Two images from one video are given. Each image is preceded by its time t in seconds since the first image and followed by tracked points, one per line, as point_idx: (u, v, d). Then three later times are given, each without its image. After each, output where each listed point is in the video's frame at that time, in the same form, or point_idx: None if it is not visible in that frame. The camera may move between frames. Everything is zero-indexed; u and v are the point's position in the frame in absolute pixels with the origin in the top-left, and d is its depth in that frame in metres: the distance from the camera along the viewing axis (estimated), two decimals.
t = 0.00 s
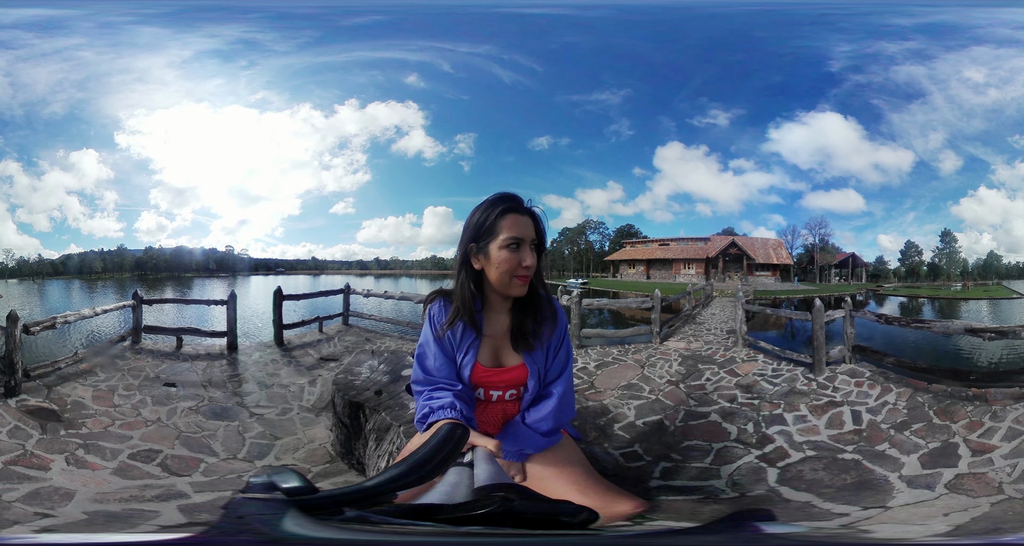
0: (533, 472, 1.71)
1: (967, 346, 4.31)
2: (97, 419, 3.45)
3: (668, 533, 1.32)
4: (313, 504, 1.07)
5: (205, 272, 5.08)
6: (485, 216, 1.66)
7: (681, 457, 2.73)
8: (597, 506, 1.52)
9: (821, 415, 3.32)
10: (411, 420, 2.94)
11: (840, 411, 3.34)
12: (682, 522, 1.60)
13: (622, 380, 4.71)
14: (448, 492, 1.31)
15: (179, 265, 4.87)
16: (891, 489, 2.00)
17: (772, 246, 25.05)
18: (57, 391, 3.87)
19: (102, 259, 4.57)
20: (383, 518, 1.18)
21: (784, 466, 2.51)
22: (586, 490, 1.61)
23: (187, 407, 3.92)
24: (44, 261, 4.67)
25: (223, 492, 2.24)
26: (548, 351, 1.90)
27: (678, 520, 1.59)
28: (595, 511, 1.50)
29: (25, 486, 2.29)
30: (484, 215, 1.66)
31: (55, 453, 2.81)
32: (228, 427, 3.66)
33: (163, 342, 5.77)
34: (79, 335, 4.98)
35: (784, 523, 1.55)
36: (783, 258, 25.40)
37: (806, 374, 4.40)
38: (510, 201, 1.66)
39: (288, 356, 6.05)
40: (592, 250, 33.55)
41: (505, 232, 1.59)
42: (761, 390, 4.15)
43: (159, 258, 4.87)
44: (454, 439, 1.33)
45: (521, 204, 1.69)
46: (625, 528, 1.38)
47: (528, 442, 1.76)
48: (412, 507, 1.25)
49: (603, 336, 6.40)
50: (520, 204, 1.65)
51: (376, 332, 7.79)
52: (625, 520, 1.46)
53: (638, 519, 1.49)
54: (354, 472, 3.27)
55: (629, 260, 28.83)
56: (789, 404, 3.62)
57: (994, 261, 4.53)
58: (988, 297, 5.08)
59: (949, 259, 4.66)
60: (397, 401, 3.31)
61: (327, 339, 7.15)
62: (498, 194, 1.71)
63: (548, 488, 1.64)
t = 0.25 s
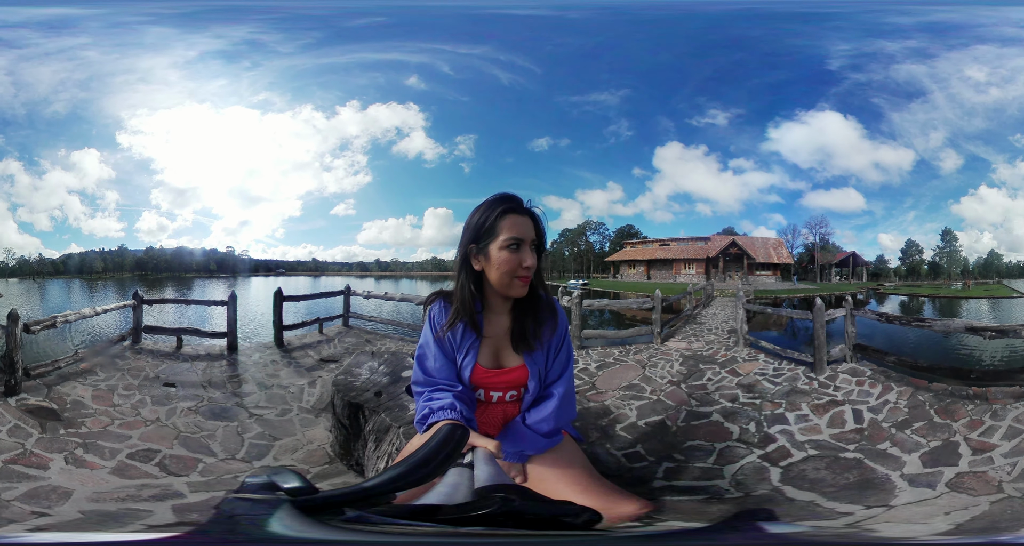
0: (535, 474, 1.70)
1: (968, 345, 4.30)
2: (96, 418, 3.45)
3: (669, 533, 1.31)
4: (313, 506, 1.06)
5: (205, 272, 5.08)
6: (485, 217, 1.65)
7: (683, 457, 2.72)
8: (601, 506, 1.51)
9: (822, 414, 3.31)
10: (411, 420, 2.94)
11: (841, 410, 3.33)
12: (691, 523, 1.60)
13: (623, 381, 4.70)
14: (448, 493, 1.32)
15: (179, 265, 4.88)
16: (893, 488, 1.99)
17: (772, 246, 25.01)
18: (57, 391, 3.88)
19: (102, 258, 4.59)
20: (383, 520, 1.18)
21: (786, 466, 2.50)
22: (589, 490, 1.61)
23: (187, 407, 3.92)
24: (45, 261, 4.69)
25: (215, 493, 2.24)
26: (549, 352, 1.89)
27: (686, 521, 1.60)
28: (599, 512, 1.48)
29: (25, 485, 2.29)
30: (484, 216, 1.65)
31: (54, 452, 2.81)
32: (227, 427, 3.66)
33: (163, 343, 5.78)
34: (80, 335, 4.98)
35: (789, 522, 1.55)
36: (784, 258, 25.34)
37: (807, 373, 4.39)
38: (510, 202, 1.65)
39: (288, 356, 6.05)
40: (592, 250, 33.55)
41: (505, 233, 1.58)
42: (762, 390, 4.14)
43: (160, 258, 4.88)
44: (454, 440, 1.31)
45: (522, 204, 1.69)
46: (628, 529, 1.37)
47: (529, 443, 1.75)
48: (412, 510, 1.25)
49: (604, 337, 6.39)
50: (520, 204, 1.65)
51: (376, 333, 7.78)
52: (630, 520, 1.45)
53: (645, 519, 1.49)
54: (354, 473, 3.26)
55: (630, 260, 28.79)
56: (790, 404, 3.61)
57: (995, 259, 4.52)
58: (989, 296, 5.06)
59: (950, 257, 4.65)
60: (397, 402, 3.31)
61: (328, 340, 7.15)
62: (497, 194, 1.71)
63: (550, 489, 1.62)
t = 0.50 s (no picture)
0: (535, 474, 1.69)
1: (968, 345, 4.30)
2: (95, 418, 3.45)
3: (669, 533, 1.31)
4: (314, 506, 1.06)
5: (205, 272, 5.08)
6: (485, 216, 1.65)
7: (684, 457, 2.72)
8: (602, 506, 1.51)
9: (822, 413, 3.31)
10: (411, 420, 2.94)
11: (841, 410, 3.33)
12: (693, 522, 1.61)
13: (623, 381, 4.70)
14: (449, 492, 1.32)
15: (179, 265, 4.88)
16: (893, 487, 1.99)
17: (772, 246, 25.02)
18: (56, 390, 3.87)
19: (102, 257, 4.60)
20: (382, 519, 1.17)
21: (787, 465, 2.50)
22: (591, 491, 1.61)
23: (186, 407, 3.92)
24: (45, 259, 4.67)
25: (219, 492, 2.23)
26: (549, 352, 1.89)
27: (688, 521, 1.61)
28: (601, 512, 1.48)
29: (24, 485, 2.29)
30: (485, 215, 1.65)
31: (54, 452, 2.80)
32: (227, 427, 3.66)
33: (163, 342, 5.77)
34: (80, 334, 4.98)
35: (788, 522, 1.55)
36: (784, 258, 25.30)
37: (808, 373, 4.39)
38: (510, 201, 1.65)
39: (288, 356, 6.04)
40: (592, 251, 33.60)
41: (505, 233, 1.58)
42: (763, 389, 4.14)
43: (160, 258, 4.87)
44: (454, 439, 1.31)
45: (522, 204, 1.69)
46: (628, 529, 1.36)
47: (529, 443, 1.75)
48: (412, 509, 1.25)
49: (604, 337, 6.39)
50: (520, 203, 1.64)
51: (376, 333, 7.77)
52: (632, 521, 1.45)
53: (646, 519, 1.50)
54: (353, 473, 3.26)
55: (630, 260, 28.78)
56: (790, 403, 3.61)
57: (996, 260, 4.52)
58: (989, 296, 5.06)
59: (950, 257, 4.65)
60: (397, 402, 3.30)
61: (328, 340, 7.15)
62: (498, 194, 1.71)
63: (551, 489, 1.62)
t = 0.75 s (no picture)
0: (536, 473, 1.68)
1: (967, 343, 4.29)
2: (94, 418, 3.45)
3: (668, 532, 1.31)
4: (311, 504, 1.06)
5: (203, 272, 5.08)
6: (485, 216, 1.65)
7: (683, 457, 2.72)
8: (603, 506, 1.50)
9: (822, 412, 3.31)
10: (410, 421, 2.93)
11: (840, 409, 3.33)
12: (694, 522, 1.61)
13: (623, 380, 4.69)
14: (449, 493, 1.31)
15: (177, 265, 4.88)
16: (890, 487, 1.99)
17: (772, 245, 25.00)
18: (55, 390, 3.87)
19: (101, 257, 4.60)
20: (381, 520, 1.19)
21: (786, 464, 2.49)
22: (591, 491, 1.60)
23: (185, 407, 3.92)
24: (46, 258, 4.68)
25: (221, 493, 2.22)
26: (549, 351, 1.89)
27: (688, 520, 1.60)
28: (602, 513, 1.47)
29: (21, 485, 2.29)
30: (484, 215, 1.65)
31: (52, 452, 2.80)
32: (225, 427, 3.66)
33: (162, 343, 5.77)
34: (78, 334, 4.99)
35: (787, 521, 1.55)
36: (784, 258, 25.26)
37: (807, 372, 4.38)
38: (509, 201, 1.65)
39: (287, 357, 6.04)
40: (592, 251, 33.60)
41: (505, 233, 1.58)
42: (762, 389, 4.14)
43: (158, 258, 4.88)
44: (454, 439, 1.31)
45: (521, 203, 1.68)
46: (626, 529, 1.36)
47: (530, 443, 1.74)
48: (412, 509, 1.25)
49: (603, 336, 6.39)
50: (520, 203, 1.64)
51: (375, 333, 7.77)
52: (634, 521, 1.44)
53: (650, 519, 1.50)
54: (352, 474, 3.26)
55: (630, 260, 28.76)
56: (790, 403, 3.60)
57: (995, 258, 4.51)
58: (988, 295, 5.05)
59: (948, 256, 4.64)
60: (396, 402, 3.30)
61: (327, 341, 7.14)
62: (497, 194, 1.71)
63: (552, 489, 1.61)
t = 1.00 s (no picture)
0: (537, 474, 1.68)
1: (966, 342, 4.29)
2: (91, 417, 3.44)
3: (669, 532, 1.30)
4: (310, 503, 1.05)
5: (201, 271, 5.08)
6: (485, 216, 1.64)
7: (683, 456, 2.72)
8: (604, 506, 1.50)
9: (820, 412, 3.31)
10: (409, 421, 2.93)
11: (839, 408, 3.33)
12: (696, 521, 1.61)
13: (622, 380, 4.69)
14: (449, 492, 1.29)
15: (175, 264, 4.88)
16: (889, 486, 1.98)
17: (772, 245, 25.02)
18: (52, 389, 3.86)
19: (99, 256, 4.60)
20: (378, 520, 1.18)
21: (785, 464, 2.49)
22: (592, 490, 1.59)
23: (182, 407, 3.91)
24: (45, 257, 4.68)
25: (221, 493, 2.20)
26: (549, 351, 1.89)
27: (690, 520, 1.60)
28: (603, 513, 1.47)
29: (18, 484, 2.28)
30: (484, 215, 1.65)
31: (48, 451, 2.79)
32: (223, 427, 3.65)
33: (160, 342, 5.76)
34: (76, 333, 4.99)
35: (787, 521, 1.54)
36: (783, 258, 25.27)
37: (806, 371, 4.38)
38: (509, 201, 1.64)
39: (285, 357, 6.03)
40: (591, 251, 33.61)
41: (505, 232, 1.58)
42: (761, 388, 4.14)
43: (156, 256, 4.88)
44: (454, 440, 1.30)
45: (522, 203, 1.68)
46: (626, 529, 1.35)
47: (530, 443, 1.74)
48: (411, 510, 1.24)
49: (602, 336, 6.38)
50: (520, 202, 1.63)
51: (374, 333, 7.76)
52: (635, 521, 1.43)
53: (652, 518, 1.51)
54: (350, 475, 3.25)
55: (629, 260, 28.76)
56: (789, 402, 3.60)
57: (993, 257, 4.51)
58: (986, 294, 5.06)
59: (946, 255, 4.64)
60: (395, 403, 3.30)
61: (326, 340, 7.13)
62: (497, 194, 1.70)
63: (554, 489, 1.61)
